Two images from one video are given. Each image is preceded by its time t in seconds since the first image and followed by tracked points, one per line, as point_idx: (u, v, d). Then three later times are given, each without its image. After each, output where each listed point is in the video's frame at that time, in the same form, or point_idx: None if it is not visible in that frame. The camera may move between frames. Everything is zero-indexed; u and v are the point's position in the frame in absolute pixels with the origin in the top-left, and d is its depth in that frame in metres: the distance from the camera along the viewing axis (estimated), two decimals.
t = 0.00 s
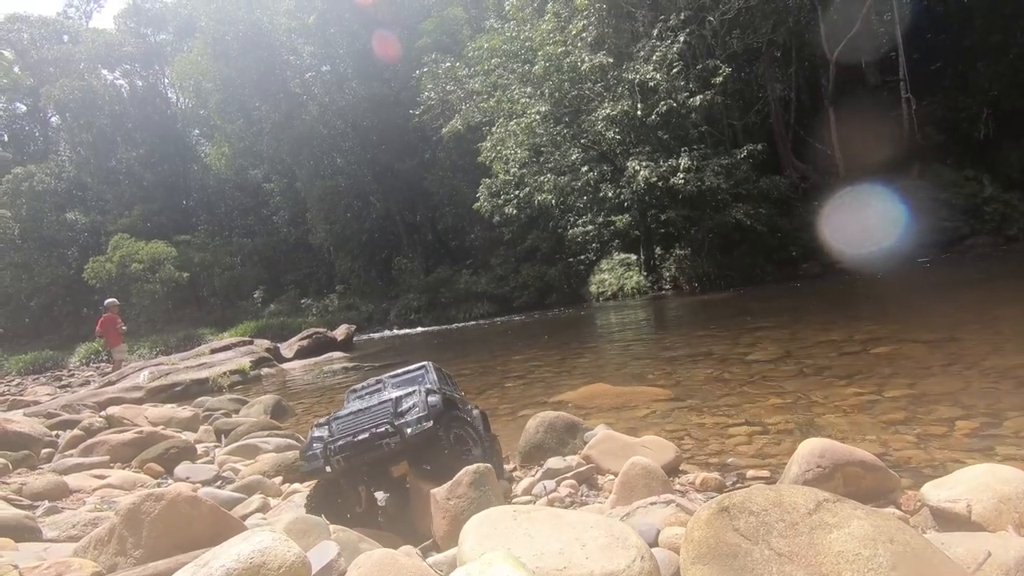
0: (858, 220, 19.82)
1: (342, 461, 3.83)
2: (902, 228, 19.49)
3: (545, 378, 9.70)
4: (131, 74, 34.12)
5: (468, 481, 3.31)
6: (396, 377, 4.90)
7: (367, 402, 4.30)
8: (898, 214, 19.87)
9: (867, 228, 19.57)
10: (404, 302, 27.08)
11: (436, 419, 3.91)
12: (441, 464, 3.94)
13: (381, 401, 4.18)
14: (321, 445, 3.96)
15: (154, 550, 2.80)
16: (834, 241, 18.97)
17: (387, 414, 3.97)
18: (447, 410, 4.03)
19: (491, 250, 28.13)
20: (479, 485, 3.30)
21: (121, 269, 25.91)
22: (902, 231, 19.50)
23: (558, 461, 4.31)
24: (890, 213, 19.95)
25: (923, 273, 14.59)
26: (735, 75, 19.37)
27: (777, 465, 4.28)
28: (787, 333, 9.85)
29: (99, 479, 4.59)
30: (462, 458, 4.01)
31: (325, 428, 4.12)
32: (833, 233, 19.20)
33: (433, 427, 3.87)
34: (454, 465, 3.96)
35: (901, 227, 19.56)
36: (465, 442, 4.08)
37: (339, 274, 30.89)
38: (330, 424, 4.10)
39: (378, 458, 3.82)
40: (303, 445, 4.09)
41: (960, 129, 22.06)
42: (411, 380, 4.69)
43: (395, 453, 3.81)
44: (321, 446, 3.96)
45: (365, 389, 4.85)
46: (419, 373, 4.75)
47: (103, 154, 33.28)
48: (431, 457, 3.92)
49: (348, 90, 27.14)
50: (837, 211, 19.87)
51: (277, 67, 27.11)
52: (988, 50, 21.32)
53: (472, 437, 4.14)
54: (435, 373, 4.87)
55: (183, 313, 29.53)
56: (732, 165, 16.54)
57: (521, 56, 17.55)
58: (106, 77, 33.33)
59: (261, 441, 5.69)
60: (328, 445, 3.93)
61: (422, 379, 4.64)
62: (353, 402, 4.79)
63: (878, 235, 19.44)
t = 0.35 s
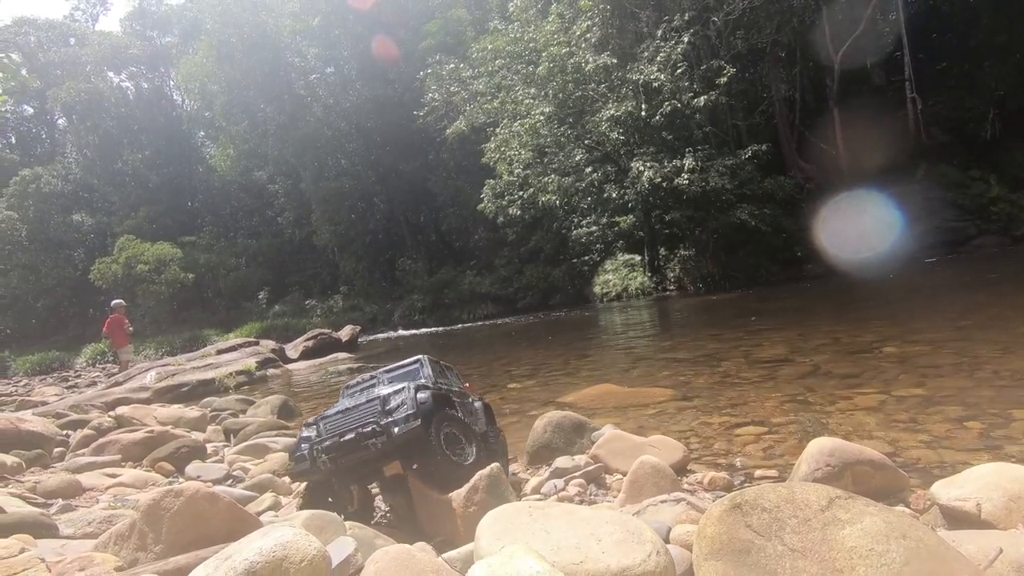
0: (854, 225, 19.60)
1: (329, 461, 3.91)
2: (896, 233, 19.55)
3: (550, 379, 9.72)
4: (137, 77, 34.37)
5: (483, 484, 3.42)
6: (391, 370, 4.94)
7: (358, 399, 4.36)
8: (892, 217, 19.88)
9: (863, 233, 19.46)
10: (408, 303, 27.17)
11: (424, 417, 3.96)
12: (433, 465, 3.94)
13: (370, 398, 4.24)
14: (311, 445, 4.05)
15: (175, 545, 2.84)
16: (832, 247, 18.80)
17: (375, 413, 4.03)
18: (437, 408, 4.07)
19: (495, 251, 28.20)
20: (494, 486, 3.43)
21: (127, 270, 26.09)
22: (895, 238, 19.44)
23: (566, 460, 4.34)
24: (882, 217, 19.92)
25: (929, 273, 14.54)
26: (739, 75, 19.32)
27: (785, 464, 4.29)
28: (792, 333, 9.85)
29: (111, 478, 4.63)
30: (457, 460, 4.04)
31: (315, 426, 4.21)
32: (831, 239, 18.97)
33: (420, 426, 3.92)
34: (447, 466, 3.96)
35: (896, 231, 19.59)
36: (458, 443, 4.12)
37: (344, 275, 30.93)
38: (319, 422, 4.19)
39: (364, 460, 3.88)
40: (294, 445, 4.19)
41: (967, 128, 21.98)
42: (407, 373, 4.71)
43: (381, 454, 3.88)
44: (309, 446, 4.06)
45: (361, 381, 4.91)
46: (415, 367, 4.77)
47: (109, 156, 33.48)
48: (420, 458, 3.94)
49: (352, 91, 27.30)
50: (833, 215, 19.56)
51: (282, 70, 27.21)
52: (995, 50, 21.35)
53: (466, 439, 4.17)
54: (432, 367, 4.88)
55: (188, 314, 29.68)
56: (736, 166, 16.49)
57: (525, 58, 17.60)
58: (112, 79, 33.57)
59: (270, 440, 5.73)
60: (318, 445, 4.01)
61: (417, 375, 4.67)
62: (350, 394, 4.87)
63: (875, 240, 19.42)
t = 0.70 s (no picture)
0: (849, 230, 19.33)
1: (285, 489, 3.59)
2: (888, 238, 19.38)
3: (559, 377, 9.72)
4: (145, 78, 34.59)
5: (508, 473, 3.55)
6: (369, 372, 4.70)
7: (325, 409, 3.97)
8: (884, 222, 19.68)
9: (858, 238, 19.25)
10: (415, 302, 27.29)
11: (392, 439, 3.46)
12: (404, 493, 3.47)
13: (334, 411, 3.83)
14: (267, 465, 3.76)
15: (207, 533, 2.93)
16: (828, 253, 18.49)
17: (335, 431, 3.60)
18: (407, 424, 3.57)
19: (502, 251, 28.25)
20: (519, 477, 3.55)
21: (137, 270, 26.32)
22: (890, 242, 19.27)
23: (580, 456, 4.36)
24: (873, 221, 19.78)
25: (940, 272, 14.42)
26: (747, 74, 19.24)
27: (800, 461, 4.30)
28: (802, 332, 9.81)
29: (131, 472, 4.70)
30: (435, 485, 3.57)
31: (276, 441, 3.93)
32: (827, 244, 18.68)
33: (387, 448, 3.44)
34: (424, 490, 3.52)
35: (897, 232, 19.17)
36: (438, 483, 3.57)
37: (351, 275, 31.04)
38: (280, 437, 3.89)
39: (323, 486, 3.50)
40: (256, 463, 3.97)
41: (977, 126, 21.77)
42: (385, 380, 4.50)
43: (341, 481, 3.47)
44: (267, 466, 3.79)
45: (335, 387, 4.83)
46: (394, 370, 4.57)
47: (118, 157, 33.71)
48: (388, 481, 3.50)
49: (359, 91, 27.38)
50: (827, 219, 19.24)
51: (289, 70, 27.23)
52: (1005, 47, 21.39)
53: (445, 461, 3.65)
54: (412, 371, 4.67)
55: (197, 313, 29.88)
56: (744, 165, 16.42)
57: (532, 57, 17.62)
58: (121, 80, 33.81)
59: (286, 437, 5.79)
60: (274, 468, 3.71)
61: (396, 380, 4.49)
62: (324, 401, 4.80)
63: (868, 246, 19.20)
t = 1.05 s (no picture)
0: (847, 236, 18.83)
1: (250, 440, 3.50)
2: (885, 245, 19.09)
3: (571, 374, 9.76)
4: (156, 79, 34.90)
5: (534, 466, 3.46)
6: (381, 347, 4.70)
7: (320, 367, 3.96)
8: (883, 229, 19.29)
9: (855, 244, 18.91)
10: (424, 301, 27.47)
11: (373, 405, 3.37)
12: (382, 469, 3.46)
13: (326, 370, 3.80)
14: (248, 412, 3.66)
15: (237, 519, 3.25)
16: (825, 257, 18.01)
17: (318, 387, 3.54)
18: (391, 397, 3.48)
19: (510, 249, 28.34)
20: (544, 470, 3.45)
21: (149, 270, 26.59)
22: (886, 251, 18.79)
23: (599, 451, 4.38)
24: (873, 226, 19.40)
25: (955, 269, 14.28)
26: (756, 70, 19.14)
27: (817, 455, 4.31)
28: (814, 329, 9.78)
29: (155, 466, 4.79)
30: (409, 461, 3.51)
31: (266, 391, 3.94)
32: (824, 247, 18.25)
33: (364, 414, 3.34)
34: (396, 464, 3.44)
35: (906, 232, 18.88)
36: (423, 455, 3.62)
37: (359, 274, 31.20)
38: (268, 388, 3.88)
39: (287, 443, 3.41)
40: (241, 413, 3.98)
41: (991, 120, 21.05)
42: (392, 357, 4.44)
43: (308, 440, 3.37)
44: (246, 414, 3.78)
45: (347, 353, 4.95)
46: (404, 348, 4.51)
47: (129, 158, 33.99)
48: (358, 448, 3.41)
49: (367, 91, 27.48)
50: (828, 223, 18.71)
51: (297, 70, 27.30)
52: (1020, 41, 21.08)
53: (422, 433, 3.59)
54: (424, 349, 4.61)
55: (208, 312, 30.17)
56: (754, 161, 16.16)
57: (540, 55, 17.62)
58: (131, 81, 34.17)
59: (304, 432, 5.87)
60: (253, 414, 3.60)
61: (404, 358, 4.40)
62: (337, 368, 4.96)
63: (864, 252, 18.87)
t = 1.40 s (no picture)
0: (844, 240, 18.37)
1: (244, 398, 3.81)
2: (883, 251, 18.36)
3: (586, 370, 9.75)
4: (170, 80, 35.28)
5: (560, 456, 3.50)
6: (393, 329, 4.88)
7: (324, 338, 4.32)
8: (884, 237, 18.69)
9: (851, 250, 18.10)
10: (436, 298, 27.56)
11: (357, 363, 3.61)
12: (368, 428, 3.66)
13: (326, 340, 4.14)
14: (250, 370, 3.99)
15: (278, 504, 3.30)
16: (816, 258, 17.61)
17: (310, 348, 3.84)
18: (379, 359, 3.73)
19: (522, 246, 28.35)
20: (571, 460, 3.50)
21: (164, 268, 26.97)
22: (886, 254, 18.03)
23: (619, 443, 4.41)
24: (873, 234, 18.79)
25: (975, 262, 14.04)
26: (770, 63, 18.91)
27: (838, 448, 4.31)
28: (831, 324, 9.72)
29: (183, 458, 4.89)
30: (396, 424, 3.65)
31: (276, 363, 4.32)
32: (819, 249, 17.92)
33: (348, 371, 3.58)
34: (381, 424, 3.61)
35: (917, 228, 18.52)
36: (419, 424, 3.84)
37: (371, 271, 31.36)
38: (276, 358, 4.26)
39: (276, 399, 3.69)
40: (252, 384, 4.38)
41: (1011, 111, 20.64)
42: (400, 336, 4.60)
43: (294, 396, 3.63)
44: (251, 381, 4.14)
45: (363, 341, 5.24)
46: (412, 329, 4.62)
47: (145, 158, 34.35)
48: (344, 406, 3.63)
49: (378, 89, 27.52)
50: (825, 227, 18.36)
51: (308, 69, 27.40)
52: None
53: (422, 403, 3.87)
54: (431, 332, 4.68)
55: (223, 310, 30.46)
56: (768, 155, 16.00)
57: (551, 50, 17.57)
58: (146, 82, 34.62)
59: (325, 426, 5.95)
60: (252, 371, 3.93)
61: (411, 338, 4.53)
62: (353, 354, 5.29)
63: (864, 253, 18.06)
